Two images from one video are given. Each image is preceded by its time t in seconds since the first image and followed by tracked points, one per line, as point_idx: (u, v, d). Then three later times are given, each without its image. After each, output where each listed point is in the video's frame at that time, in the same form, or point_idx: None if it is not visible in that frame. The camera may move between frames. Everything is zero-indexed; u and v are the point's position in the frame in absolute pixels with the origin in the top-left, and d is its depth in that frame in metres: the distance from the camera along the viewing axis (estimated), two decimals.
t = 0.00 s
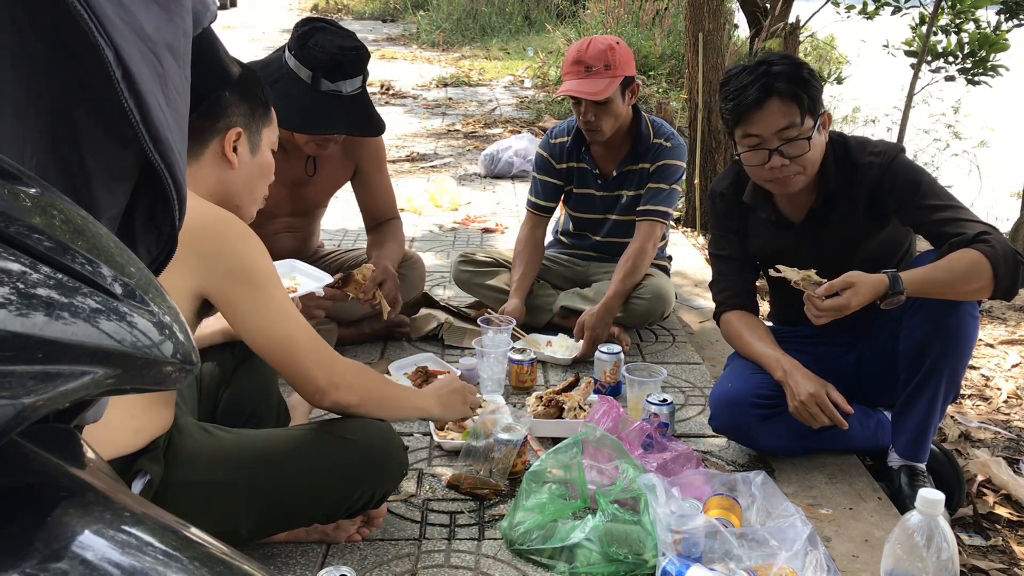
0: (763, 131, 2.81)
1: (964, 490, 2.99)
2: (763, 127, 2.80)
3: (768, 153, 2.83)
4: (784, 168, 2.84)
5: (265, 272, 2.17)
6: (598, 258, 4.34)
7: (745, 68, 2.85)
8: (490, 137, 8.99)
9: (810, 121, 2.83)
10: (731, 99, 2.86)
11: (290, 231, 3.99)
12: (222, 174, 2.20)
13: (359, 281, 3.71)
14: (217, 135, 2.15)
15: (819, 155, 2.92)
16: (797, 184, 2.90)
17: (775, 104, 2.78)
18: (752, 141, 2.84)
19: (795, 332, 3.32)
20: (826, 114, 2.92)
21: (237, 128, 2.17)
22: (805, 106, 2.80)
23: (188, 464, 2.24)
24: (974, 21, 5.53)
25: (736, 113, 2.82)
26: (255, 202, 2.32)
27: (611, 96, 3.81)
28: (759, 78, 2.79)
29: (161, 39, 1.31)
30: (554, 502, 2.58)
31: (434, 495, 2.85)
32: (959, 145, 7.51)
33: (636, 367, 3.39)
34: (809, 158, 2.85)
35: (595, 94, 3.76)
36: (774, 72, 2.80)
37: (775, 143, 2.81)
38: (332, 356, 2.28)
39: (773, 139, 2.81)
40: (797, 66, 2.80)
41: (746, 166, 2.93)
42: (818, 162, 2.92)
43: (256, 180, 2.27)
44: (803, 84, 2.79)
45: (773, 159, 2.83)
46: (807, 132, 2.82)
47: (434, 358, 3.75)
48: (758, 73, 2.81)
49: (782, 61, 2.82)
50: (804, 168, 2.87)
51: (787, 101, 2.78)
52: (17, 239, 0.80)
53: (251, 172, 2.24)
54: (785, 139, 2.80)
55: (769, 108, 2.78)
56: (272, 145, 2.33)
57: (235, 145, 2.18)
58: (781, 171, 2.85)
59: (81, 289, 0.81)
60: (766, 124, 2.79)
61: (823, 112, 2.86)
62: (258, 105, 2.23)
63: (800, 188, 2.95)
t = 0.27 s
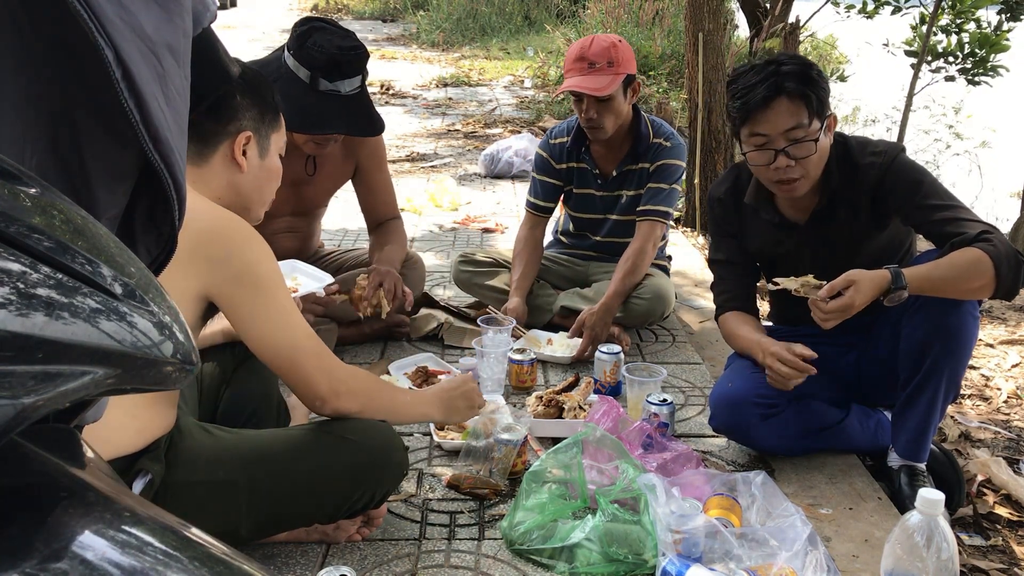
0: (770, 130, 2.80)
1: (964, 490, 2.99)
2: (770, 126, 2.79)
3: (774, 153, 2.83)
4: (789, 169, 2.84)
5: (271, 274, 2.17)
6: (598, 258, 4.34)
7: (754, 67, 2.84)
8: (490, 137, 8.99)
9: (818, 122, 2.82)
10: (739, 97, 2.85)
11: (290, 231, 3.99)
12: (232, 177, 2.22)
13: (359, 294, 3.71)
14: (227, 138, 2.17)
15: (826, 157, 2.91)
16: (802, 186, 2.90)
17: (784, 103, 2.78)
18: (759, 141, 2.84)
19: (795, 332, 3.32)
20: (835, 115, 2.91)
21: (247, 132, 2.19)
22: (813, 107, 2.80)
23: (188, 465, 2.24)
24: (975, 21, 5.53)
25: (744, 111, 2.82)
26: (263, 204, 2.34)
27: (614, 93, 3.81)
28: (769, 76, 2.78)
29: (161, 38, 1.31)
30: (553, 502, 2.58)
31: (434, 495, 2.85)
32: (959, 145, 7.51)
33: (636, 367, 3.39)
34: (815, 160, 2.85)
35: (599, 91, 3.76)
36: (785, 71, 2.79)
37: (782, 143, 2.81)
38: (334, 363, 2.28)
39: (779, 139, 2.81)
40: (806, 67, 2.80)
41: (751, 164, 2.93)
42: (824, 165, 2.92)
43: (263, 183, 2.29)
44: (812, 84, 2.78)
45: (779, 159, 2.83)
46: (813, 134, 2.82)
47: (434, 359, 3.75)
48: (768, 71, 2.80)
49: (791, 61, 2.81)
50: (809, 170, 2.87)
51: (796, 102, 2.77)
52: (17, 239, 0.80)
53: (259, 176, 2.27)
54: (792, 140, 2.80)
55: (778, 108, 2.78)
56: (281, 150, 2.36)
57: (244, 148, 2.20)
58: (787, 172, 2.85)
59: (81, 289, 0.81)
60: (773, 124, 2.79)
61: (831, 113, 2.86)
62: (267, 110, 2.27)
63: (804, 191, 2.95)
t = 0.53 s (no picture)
0: (775, 134, 2.79)
1: (964, 490, 2.99)
2: (775, 130, 2.78)
3: (778, 157, 2.82)
4: (793, 173, 2.84)
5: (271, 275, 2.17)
6: (598, 258, 4.33)
7: (759, 70, 2.82)
8: (490, 137, 8.98)
9: (823, 126, 2.82)
10: (744, 99, 2.83)
11: (290, 231, 3.99)
12: (232, 178, 2.22)
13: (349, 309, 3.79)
14: (228, 139, 2.17)
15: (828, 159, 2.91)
16: (804, 189, 2.90)
17: (790, 107, 2.76)
18: (763, 143, 2.83)
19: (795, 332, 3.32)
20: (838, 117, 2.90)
21: (249, 133, 2.19)
22: (818, 111, 2.79)
23: (188, 465, 2.24)
24: (975, 21, 5.53)
25: (749, 114, 2.80)
26: (263, 205, 2.34)
27: (620, 92, 3.82)
28: (776, 80, 2.76)
29: (162, 39, 1.31)
30: (553, 501, 2.59)
31: (434, 495, 2.85)
32: (960, 146, 7.50)
33: (636, 367, 3.39)
34: (818, 164, 2.85)
35: (608, 88, 3.77)
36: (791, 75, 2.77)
37: (787, 147, 2.80)
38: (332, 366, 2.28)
39: (784, 143, 2.80)
40: (813, 71, 2.78)
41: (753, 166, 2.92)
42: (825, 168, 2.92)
43: (263, 184, 2.29)
44: (818, 88, 2.77)
45: (783, 163, 2.82)
46: (818, 138, 2.81)
47: (434, 359, 3.75)
48: (774, 74, 2.78)
49: (798, 64, 2.79)
50: (812, 173, 2.87)
51: (802, 105, 2.76)
52: (17, 239, 0.80)
53: (258, 177, 2.26)
54: (796, 144, 2.80)
55: (784, 112, 2.76)
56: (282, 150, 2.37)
57: (246, 149, 2.21)
58: (790, 176, 2.84)
59: (81, 289, 0.81)
60: (778, 127, 2.78)
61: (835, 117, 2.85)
62: (269, 112, 2.27)
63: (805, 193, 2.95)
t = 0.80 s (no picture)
0: (790, 145, 2.75)
1: (964, 490, 2.98)
2: (790, 141, 2.74)
3: (793, 167, 2.78)
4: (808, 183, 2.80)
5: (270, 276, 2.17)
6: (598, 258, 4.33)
7: (771, 80, 2.78)
8: (490, 137, 8.98)
9: (836, 135, 2.79)
10: (757, 110, 2.78)
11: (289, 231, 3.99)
12: (233, 178, 2.23)
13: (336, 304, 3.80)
14: (228, 139, 2.17)
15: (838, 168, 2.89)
16: (816, 199, 2.87)
17: (805, 117, 2.73)
18: (777, 154, 2.79)
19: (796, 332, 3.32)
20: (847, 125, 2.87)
21: (248, 132, 2.19)
22: (832, 121, 2.76)
23: (188, 465, 2.23)
24: (975, 21, 5.53)
25: (764, 125, 2.75)
26: (263, 205, 2.34)
27: (625, 91, 3.82)
28: (790, 90, 2.72)
29: (161, 39, 1.31)
30: (554, 502, 2.59)
31: (434, 495, 2.85)
32: (960, 146, 7.50)
33: (636, 367, 3.39)
34: (831, 174, 2.82)
35: (613, 88, 3.77)
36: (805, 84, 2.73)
37: (801, 158, 2.77)
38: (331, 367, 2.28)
39: (799, 153, 2.76)
40: (825, 79, 2.75)
41: (765, 177, 2.88)
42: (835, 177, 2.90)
43: (263, 184, 2.29)
44: (832, 97, 2.74)
45: (797, 174, 2.78)
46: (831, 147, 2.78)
47: (434, 359, 3.74)
48: (788, 84, 2.74)
49: (810, 73, 2.75)
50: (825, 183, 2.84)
51: (817, 115, 2.73)
52: (17, 239, 0.80)
53: (258, 177, 2.26)
54: (811, 154, 2.76)
55: (799, 123, 2.72)
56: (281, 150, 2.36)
57: (245, 149, 2.21)
58: (804, 186, 2.81)
59: (81, 289, 0.81)
60: (793, 137, 2.74)
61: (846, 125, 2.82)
62: (269, 111, 2.27)
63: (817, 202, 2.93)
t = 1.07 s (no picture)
0: (798, 154, 2.74)
1: (964, 490, 2.99)
2: (798, 150, 2.73)
3: (801, 176, 2.77)
4: (816, 192, 2.79)
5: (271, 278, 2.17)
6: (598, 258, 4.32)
7: (779, 89, 2.77)
8: (490, 137, 8.99)
9: (845, 145, 2.77)
10: (766, 119, 2.76)
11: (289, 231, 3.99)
12: (231, 178, 2.23)
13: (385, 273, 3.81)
14: (228, 139, 2.17)
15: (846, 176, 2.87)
16: (824, 207, 2.86)
17: (814, 127, 2.71)
18: (785, 163, 2.77)
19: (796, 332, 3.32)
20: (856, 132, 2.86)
21: (247, 133, 2.19)
22: (841, 129, 2.75)
23: (188, 465, 2.24)
24: (975, 21, 5.53)
25: (773, 135, 2.73)
26: (262, 204, 2.34)
27: (626, 94, 3.82)
28: (800, 100, 2.70)
29: (161, 39, 1.31)
30: (554, 502, 2.58)
31: (434, 495, 2.85)
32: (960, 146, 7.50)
33: (636, 367, 3.39)
34: (840, 183, 2.81)
35: (613, 92, 3.77)
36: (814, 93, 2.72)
37: (810, 167, 2.75)
38: (331, 366, 2.28)
39: (807, 163, 2.75)
40: (835, 88, 2.73)
41: (773, 185, 2.87)
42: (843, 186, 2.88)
43: (263, 183, 2.29)
44: (842, 106, 2.72)
45: (806, 183, 2.77)
46: (840, 156, 2.76)
47: (434, 359, 3.74)
48: (797, 93, 2.72)
49: (820, 81, 2.74)
50: (833, 192, 2.82)
51: (826, 125, 2.71)
52: (17, 239, 0.80)
53: (257, 176, 2.27)
54: (820, 163, 2.75)
55: (809, 132, 2.71)
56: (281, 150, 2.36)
57: (244, 148, 2.21)
58: (812, 195, 2.80)
59: (81, 289, 0.81)
60: (803, 147, 2.72)
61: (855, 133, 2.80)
62: (268, 111, 2.27)
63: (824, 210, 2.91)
